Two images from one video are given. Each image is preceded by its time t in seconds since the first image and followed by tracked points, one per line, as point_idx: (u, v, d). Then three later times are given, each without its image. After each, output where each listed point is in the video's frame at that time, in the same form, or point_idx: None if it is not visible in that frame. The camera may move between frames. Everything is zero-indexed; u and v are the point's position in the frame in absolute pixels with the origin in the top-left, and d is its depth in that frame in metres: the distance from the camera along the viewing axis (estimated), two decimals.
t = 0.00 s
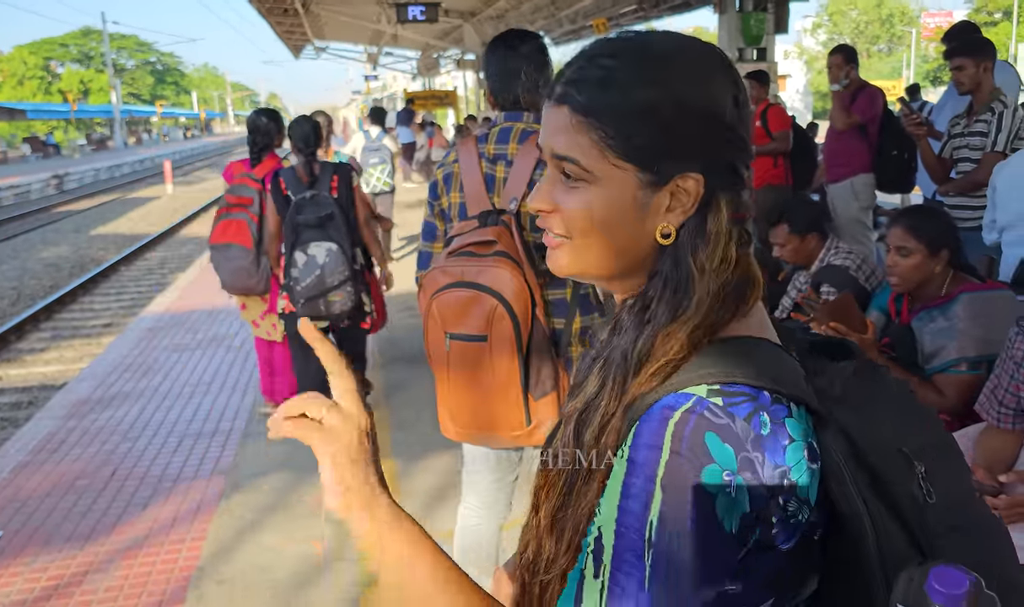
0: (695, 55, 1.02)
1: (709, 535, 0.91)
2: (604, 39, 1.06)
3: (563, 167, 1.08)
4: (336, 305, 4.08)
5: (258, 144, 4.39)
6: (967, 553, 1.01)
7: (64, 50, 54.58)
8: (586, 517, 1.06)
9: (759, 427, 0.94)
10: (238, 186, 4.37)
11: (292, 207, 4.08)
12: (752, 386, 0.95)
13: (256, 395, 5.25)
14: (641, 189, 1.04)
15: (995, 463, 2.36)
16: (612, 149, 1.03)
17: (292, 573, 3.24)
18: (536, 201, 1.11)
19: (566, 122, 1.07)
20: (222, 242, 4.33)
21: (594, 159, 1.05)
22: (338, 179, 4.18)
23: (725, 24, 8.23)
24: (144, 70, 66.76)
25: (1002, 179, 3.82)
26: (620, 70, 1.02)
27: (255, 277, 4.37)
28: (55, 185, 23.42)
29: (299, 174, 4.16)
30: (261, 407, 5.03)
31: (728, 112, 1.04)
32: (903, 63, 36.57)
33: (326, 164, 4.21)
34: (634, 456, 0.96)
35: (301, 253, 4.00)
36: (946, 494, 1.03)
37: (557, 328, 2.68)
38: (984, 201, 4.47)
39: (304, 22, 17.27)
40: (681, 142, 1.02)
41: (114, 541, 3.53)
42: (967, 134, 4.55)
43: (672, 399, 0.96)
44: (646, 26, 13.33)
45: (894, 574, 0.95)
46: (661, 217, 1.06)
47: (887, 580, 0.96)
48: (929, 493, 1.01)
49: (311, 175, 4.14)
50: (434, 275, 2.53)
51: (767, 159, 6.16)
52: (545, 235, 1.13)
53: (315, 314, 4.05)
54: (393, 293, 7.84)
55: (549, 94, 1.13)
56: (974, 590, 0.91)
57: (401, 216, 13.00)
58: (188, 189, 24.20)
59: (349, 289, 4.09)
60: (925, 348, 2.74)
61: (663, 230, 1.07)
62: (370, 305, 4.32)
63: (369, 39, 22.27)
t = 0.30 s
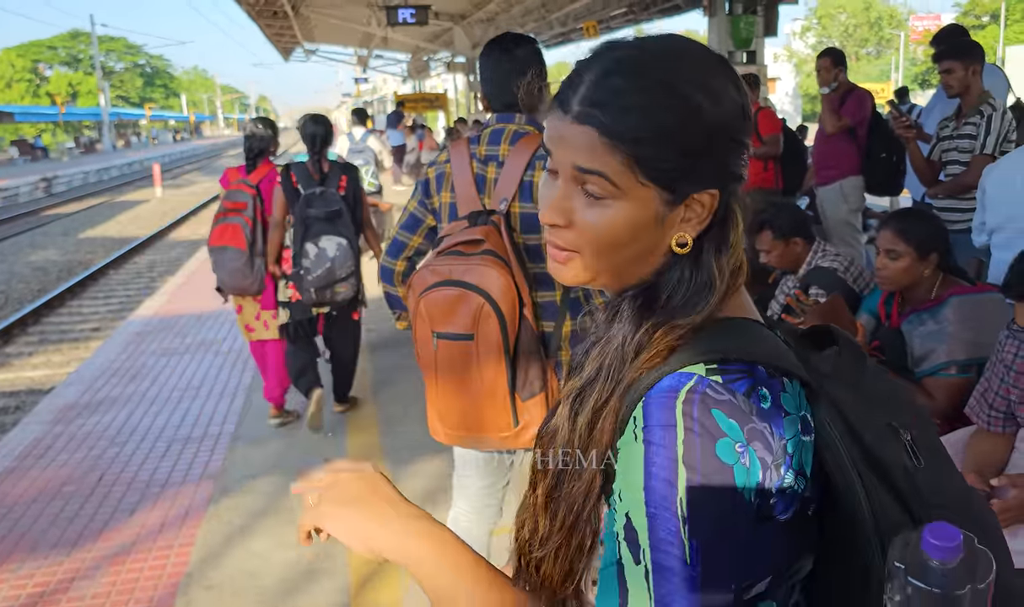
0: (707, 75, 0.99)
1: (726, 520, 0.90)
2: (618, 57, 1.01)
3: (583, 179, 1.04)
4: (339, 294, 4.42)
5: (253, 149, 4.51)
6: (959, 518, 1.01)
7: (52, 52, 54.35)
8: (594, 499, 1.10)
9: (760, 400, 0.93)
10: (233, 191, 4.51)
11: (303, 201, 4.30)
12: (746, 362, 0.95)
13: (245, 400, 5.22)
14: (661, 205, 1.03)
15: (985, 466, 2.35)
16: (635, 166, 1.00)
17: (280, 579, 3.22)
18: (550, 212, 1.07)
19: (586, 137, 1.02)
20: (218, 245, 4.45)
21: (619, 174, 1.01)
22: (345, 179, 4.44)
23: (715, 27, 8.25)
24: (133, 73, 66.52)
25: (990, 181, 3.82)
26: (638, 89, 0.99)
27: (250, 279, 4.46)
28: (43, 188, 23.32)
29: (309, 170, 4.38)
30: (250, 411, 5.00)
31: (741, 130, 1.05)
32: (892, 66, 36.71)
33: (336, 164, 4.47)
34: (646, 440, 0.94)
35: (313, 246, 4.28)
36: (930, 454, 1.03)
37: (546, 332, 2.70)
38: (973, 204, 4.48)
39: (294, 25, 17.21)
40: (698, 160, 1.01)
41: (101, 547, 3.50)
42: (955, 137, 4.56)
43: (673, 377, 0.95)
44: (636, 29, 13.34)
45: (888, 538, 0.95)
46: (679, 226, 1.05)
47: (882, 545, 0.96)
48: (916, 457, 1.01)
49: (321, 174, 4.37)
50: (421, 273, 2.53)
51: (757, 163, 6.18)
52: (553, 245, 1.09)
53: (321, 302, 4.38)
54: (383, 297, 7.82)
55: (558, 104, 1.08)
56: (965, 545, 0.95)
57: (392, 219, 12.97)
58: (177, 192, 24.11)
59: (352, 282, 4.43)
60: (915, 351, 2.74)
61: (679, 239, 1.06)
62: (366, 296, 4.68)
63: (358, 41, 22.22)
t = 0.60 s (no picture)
0: (699, 67, 1.04)
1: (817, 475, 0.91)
2: (614, 64, 1.04)
3: (620, 189, 1.00)
4: (325, 290, 4.56)
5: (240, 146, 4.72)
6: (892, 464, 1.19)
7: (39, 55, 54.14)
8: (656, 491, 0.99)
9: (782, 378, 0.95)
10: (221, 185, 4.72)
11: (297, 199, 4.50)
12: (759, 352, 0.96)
13: (234, 404, 5.20)
14: (686, 201, 1.02)
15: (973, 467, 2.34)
16: (669, 165, 1.00)
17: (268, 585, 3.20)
18: (586, 230, 1.01)
19: (617, 146, 1.01)
20: (206, 237, 4.65)
21: (658, 177, 0.99)
22: (340, 182, 4.61)
23: (703, 30, 8.29)
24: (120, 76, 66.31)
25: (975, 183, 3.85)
26: (649, 88, 1.01)
27: (235, 269, 4.70)
28: (30, 192, 23.25)
29: (305, 172, 4.59)
30: (238, 416, 4.97)
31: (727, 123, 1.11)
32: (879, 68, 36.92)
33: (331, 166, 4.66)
34: (752, 421, 0.89)
35: (300, 241, 4.43)
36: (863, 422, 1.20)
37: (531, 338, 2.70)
38: (959, 205, 4.50)
39: (282, 28, 17.20)
40: (711, 152, 1.04)
41: (88, 554, 3.48)
42: (941, 139, 4.58)
43: (739, 362, 0.94)
44: (624, 31, 13.40)
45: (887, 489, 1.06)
46: (695, 220, 1.04)
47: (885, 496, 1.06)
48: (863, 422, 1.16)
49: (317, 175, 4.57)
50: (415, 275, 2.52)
51: (745, 165, 6.20)
52: (583, 263, 1.02)
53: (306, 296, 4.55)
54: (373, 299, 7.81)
55: (574, 123, 1.05)
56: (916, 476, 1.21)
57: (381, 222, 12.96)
58: (165, 195, 24.06)
59: (337, 278, 4.54)
60: (902, 353, 2.75)
61: (695, 233, 1.04)
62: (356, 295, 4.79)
63: (347, 44, 22.21)
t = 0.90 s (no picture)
0: (690, 72, 1.13)
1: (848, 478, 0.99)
2: (614, 63, 1.10)
3: (622, 187, 1.08)
4: (313, 285, 4.77)
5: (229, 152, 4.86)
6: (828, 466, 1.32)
7: (27, 62, 53.87)
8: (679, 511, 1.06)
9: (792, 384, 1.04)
10: (213, 192, 4.75)
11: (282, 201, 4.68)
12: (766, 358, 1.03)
13: (224, 410, 5.17)
14: (681, 201, 1.10)
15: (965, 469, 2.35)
16: (670, 165, 1.08)
17: (258, 592, 3.18)
18: (587, 225, 1.08)
19: (621, 143, 1.08)
20: (208, 242, 4.74)
21: (659, 177, 1.07)
22: (324, 182, 4.81)
23: (692, 35, 8.31)
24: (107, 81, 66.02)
25: (961, 187, 3.87)
26: (651, 85, 1.08)
27: (241, 271, 4.80)
28: (17, 199, 23.12)
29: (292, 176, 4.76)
30: (228, 422, 4.95)
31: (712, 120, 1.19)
32: (868, 73, 37.11)
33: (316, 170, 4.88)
34: (785, 427, 0.96)
35: (288, 240, 4.65)
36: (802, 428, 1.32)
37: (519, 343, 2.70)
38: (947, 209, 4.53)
39: (271, 34, 17.16)
40: (704, 155, 1.12)
41: (77, 562, 3.46)
42: (929, 142, 4.60)
43: (757, 367, 1.02)
44: (613, 36, 13.41)
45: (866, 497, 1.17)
46: (685, 224, 1.13)
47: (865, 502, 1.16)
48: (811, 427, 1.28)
49: (303, 178, 4.75)
50: (409, 280, 2.51)
51: (735, 169, 6.21)
52: (588, 259, 1.10)
53: (295, 292, 4.75)
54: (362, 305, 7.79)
55: (574, 117, 1.11)
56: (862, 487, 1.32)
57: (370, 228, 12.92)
58: (154, 201, 23.97)
59: (324, 273, 4.75)
60: (891, 357, 2.76)
61: (684, 237, 1.13)
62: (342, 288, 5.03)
63: (336, 49, 22.17)
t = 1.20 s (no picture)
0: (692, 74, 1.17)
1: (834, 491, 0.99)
2: (620, 55, 1.15)
3: (625, 174, 1.09)
4: (315, 283, 5.03)
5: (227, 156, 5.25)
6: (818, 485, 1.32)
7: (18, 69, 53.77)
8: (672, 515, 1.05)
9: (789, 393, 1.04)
10: (216, 194, 5.19)
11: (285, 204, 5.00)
12: (764, 362, 1.04)
13: (219, 417, 5.16)
14: (681, 196, 1.11)
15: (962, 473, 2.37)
16: (672, 154, 1.09)
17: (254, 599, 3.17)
18: (589, 208, 1.08)
19: (627, 128, 1.09)
20: (213, 242, 5.17)
21: (660, 164, 1.09)
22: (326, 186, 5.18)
23: (685, 41, 8.34)
24: (99, 88, 65.92)
25: (954, 191, 3.89)
26: (657, 74, 1.12)
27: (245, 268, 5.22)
28: (9, 207, 23.07)
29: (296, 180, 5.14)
30: (224, 429, 4.94)
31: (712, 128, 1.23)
32: (859, 78, 37.30)
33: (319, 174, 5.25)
34: (778, 433, 0.97)
35: (291, 241, 4.96)
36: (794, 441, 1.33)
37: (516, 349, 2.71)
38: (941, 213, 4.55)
39: (264, 41, 17.18)
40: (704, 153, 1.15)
41: (72, 571, 3.44)
42: (923, 147, 4.62)
43: (755, 372, 1.03)
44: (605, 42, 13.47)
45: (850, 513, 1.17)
46: (684, 225, 1.13)
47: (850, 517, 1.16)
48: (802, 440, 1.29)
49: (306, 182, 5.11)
50: (406, 285, 2.51)
51: (729, 174, 6.23)
52: (588, 244, 1.09)
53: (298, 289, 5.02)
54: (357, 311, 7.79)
55: (578, 104, 1.14)
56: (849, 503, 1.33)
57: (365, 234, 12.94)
58: (147, 208, 23.95)
59: (325, 272, 5.02)
60: (887, 360, 2.77)
61: (682, 238, 1.14)
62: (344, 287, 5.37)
63: (330, 57, 22.20)
